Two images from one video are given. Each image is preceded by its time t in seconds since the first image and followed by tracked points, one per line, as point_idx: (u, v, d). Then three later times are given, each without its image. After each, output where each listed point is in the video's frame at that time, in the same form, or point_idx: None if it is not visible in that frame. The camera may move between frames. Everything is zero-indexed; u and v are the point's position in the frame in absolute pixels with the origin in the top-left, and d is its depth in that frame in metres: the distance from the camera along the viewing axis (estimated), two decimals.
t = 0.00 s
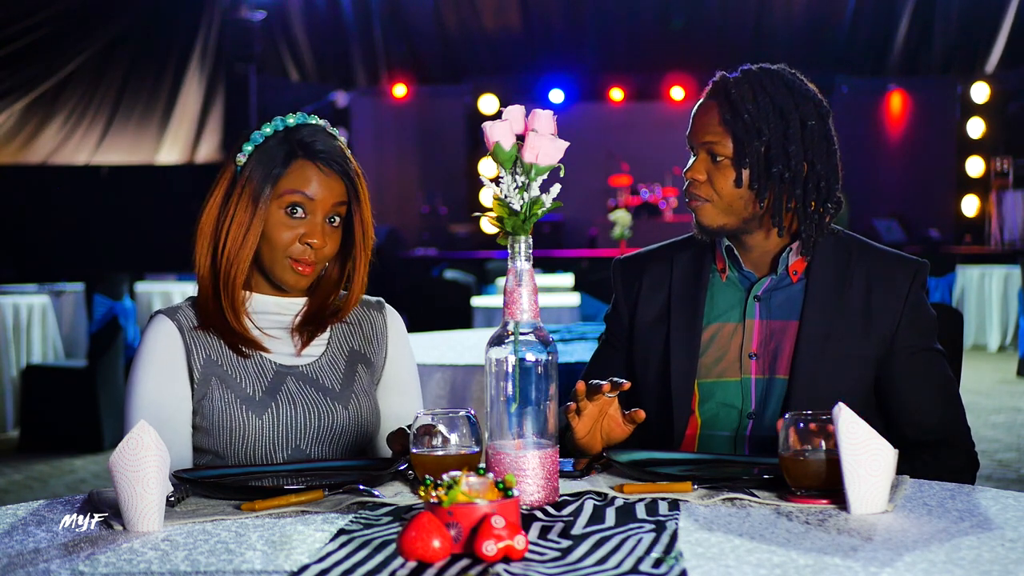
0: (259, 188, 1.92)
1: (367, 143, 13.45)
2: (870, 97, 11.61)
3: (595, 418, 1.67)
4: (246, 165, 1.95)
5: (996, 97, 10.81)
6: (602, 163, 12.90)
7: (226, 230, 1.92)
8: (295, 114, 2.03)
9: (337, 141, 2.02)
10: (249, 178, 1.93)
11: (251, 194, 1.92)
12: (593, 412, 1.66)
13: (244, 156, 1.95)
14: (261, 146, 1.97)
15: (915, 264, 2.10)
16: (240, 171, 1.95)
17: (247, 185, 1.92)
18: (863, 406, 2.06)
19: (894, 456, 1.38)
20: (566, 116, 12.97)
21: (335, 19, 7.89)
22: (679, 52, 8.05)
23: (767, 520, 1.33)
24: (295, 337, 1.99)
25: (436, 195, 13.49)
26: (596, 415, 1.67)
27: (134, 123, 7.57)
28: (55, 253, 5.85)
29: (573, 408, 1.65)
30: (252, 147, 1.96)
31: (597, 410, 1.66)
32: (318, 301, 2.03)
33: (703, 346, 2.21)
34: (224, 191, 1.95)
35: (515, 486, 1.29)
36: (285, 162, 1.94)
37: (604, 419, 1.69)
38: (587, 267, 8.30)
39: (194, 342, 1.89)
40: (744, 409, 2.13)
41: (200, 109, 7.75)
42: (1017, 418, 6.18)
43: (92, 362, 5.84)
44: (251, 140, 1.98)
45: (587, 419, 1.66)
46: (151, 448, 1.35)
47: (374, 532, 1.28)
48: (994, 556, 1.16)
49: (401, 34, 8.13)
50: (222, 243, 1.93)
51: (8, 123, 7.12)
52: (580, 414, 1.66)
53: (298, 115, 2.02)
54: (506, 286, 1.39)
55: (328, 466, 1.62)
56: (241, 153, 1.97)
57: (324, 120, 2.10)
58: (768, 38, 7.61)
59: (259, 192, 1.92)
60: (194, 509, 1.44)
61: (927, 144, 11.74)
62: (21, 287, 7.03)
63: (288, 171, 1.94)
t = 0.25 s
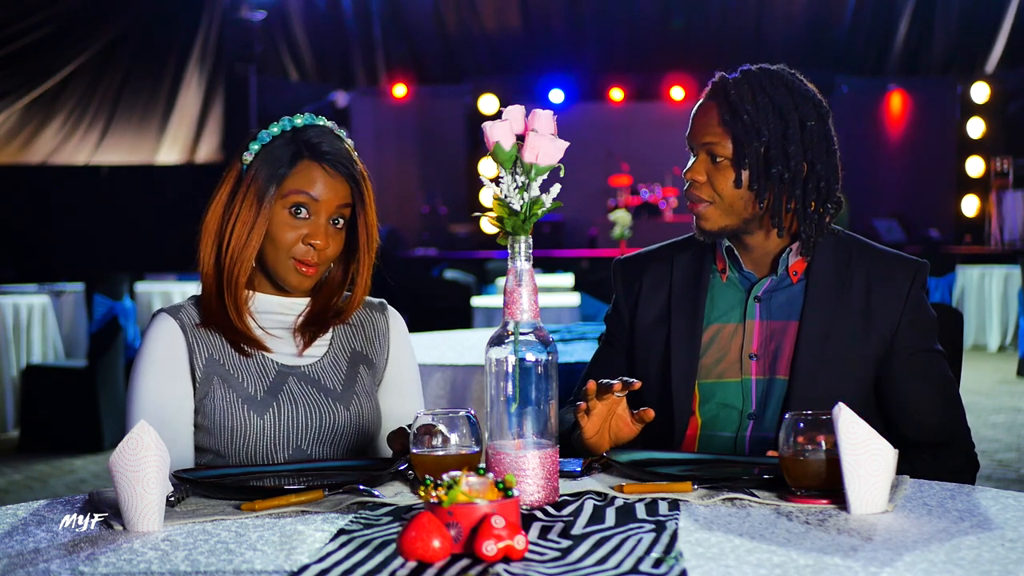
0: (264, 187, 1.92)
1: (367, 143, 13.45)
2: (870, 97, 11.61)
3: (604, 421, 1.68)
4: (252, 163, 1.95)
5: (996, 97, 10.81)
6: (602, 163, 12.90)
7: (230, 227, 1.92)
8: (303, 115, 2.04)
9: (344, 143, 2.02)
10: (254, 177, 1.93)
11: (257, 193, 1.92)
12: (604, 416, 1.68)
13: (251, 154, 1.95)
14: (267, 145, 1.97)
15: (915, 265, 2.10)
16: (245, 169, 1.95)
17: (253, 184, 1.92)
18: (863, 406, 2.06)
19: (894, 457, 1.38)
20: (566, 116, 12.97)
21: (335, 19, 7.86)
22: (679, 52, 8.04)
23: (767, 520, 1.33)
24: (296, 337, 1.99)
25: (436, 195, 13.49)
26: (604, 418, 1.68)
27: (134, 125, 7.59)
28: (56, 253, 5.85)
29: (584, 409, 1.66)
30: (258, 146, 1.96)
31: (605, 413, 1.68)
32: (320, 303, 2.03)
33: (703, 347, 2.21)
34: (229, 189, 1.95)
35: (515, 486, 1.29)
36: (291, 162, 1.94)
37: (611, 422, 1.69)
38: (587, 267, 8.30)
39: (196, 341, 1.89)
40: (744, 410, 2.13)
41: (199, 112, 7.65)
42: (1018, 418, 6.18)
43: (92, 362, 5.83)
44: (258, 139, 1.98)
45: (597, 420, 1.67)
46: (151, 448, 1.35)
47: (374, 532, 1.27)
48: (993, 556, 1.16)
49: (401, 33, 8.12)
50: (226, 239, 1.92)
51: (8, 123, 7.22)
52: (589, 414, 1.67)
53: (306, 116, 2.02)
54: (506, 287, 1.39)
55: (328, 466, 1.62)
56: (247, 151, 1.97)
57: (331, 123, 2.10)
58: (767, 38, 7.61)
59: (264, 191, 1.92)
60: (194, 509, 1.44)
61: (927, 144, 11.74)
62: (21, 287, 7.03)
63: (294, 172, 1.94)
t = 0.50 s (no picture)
0: (271, 185, 1.92)
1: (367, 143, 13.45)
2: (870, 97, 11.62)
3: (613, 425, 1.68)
4: (260, 160, 1.95)
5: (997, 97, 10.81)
6: (602, 163, 12.90)
7: (237, 224, 1.92)
8: (312, 115, 2.04)
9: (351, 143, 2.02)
10: (262, 174, 1.93)
11: (264, 191, 1.92)
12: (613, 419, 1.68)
13: (258, 152, 1.96)
14: (275, 144, 1.97)
15: (916, 265, 2.10)
16: (253, 167, 1.95)
17: (261, 181, 1.92)
18: (863, 407, 2.06)
19: (894, 457, 1.38)
20: (566, 116, 12.97)
21: (335, 19, 7.82)
22: (679, 52, 8.04)
23: (767, 520, 1.33)
24: (297, 337, 1.99)
25: (436, 195, 13.48)
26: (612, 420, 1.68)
27: (134, 125, 7.65)
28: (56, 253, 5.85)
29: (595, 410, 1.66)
30: (266, 144, 1.96)
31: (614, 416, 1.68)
32: (321, 303, 2.03)
33: (703, 348, 2.21)
34: (235, 186, 1.95)
35: (515, 486, 1.29)
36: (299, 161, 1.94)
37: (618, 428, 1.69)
38: (587, 267, 8.30)
39: (197, 341, 1.89)
40: (745, 411, 2.13)
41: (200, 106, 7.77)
42: (1018, 417, 6.18)
43: (92, 362, 5.80)
44: (265, 137, 1.98)
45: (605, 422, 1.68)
46: (151, 448, 1.35)
47: (374, 532, 1.28)
48: (993, 556, 1.16)
49: (401, 34, 8.10)
50: (233, 236, 1.93)
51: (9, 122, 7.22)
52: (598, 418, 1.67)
53: (314, 117, 2.02)
54: (506, 287, 1.39)
55: (328, 466, 1.62)
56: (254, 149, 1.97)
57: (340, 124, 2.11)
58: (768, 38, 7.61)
59: (272, 189, 1.92)
60: (193, 509, 1.44)
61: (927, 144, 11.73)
62: (21, 287, 7.03)
63: (302, 171, 1.94)
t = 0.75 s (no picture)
0: (272, 185, 1.92)
1: (367, 143, 13.45)
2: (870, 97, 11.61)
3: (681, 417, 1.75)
4: (261, 161, 1.95)
5: (997, 97, 10.81)
6: (602, 163, 12.90)
7: (237, 224, 1.92)
8: (315, 116, 2.04)
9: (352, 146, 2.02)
10: (262, 174, 1.93)
11: (265, 190, 1.92)
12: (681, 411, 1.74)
13: (259, 151, 1.96)
14: (276, 144, 1.97)
15: (913, 266, 2.09)
16: (253, 167, 1.95)
17: (262, 182, 1.92)
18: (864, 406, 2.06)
19: (894, 457, 1.38)
20: (566, 116, 12.97)
21: (335, 19, 7.78)
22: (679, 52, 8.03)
23: (767, 520, 1.33)
24: (294, 337, 1.99)
25: (436, 195, 13.48)
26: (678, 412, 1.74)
27: (135, 126, 7.73)
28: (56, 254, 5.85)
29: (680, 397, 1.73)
30: (268, 144, 1.96)
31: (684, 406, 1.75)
32: (317, 306, 2.03)
33: (704, 348, 2.21)
34: (236, 185, 1.95)
35: (515, 486, 1.29)
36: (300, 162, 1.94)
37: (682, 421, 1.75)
38: (587, 267, 8.30)
39: (195, 343, 1.89)
40: (746, 412, 2.13)
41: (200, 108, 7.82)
42: (1017, 417, 6.19)
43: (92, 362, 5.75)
44: (267, 136, 1.97)
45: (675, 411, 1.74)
46: (151, 447, 1.35)
47: (374, 532, 1.27)
48: (994, 556, 1.16)
49: (402, 34, 8.05)
50: (232, 236, 1.93)
51: (9, 123, 7.35)
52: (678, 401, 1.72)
53: (317, 118, 2.02)
54: (507, 286, 1.39)
55: (328, 466, 1.62)
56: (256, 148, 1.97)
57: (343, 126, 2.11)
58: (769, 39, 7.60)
59: (273, 190, 1.92)
60: (194, 509, 1.44)
61: (927, 144, 11.72)
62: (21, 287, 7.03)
63: (302, 173, 1.94)
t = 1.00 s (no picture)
0: (275, 179, 1.92)
1: (367, 143, 13.45)
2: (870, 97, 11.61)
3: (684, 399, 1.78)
4: (261, 156, 1.95)
5: (997, 97, 10.80)
6: (602, 163, 12.89)
7: (238, 219, 1.92)
8: (313, 116, 2.05)
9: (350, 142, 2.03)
10: (264, 169, 1.93)
11: (267, 184, 1.91)
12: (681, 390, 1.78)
13: (260, 147, 1.96)
14: (277, 140, 1.97)
15: (917, 268, 2.10)
16: (254, 163, 1.95)
17: (264, 176, 1.92)
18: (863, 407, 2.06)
19: (894, 457, 1.38)
20: (566, 116, 12.97)
21: (335, 19, 7.76)
22: (679, 52, 8.03)
23: (768, 520, 1.33)
24: (289, 334, 1.99)
25: (436, 195, 13.48)
26: (678, 383, 1.78)
27: (135, 126, 7.74)
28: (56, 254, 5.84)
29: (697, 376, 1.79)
30: (268, 140, 1.96)
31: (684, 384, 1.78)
32: (312, 304, 2.03)
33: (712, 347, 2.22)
34: (236, 182, 1.95)
35: (515, 486, 1.29)
36: (303, 157, 1.94)
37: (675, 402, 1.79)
38: (587, 267, 8.30)
39: (189, 346, 1.89)
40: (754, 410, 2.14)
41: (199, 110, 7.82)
42: (1017, 418, 6.18)
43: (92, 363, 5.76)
44: (267, 133, 1.98)
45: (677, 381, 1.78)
46: (151, 447, 1.35)
47: (374, 532, 1.28)
48: (993, 556, 1.16)
49: (402, 34, 8.04)
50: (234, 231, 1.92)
51: (8, 123, 7.37)
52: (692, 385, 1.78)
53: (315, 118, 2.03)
54: (506, 287, 1.39)
55: (329, 466, 1.62)
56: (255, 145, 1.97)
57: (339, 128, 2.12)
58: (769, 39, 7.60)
59: (275, 184, 1.92)
60: (194, 509, 1.44)
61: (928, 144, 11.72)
62: (21, 287, 7.03)
63: (304, 167, 1.94)
